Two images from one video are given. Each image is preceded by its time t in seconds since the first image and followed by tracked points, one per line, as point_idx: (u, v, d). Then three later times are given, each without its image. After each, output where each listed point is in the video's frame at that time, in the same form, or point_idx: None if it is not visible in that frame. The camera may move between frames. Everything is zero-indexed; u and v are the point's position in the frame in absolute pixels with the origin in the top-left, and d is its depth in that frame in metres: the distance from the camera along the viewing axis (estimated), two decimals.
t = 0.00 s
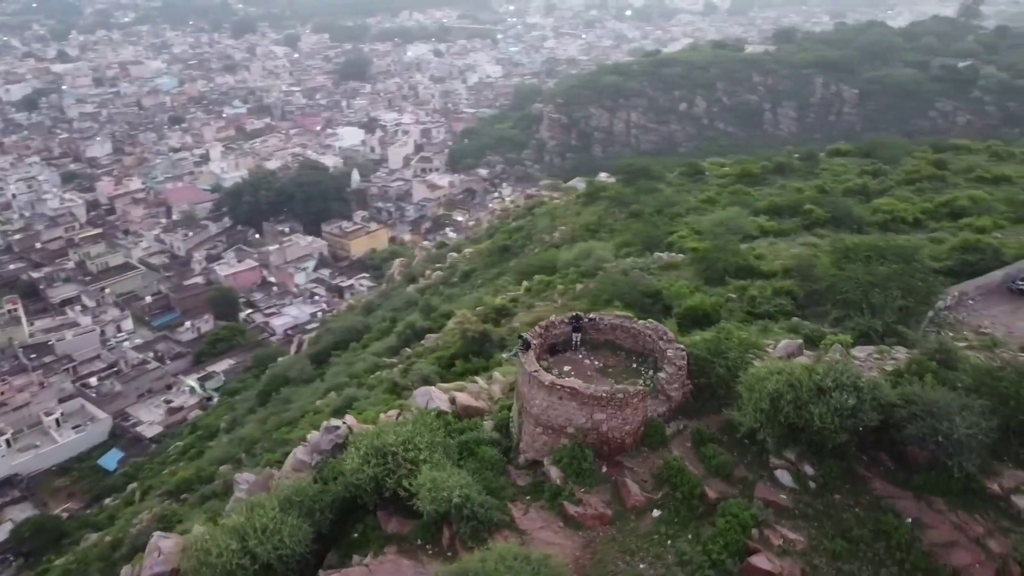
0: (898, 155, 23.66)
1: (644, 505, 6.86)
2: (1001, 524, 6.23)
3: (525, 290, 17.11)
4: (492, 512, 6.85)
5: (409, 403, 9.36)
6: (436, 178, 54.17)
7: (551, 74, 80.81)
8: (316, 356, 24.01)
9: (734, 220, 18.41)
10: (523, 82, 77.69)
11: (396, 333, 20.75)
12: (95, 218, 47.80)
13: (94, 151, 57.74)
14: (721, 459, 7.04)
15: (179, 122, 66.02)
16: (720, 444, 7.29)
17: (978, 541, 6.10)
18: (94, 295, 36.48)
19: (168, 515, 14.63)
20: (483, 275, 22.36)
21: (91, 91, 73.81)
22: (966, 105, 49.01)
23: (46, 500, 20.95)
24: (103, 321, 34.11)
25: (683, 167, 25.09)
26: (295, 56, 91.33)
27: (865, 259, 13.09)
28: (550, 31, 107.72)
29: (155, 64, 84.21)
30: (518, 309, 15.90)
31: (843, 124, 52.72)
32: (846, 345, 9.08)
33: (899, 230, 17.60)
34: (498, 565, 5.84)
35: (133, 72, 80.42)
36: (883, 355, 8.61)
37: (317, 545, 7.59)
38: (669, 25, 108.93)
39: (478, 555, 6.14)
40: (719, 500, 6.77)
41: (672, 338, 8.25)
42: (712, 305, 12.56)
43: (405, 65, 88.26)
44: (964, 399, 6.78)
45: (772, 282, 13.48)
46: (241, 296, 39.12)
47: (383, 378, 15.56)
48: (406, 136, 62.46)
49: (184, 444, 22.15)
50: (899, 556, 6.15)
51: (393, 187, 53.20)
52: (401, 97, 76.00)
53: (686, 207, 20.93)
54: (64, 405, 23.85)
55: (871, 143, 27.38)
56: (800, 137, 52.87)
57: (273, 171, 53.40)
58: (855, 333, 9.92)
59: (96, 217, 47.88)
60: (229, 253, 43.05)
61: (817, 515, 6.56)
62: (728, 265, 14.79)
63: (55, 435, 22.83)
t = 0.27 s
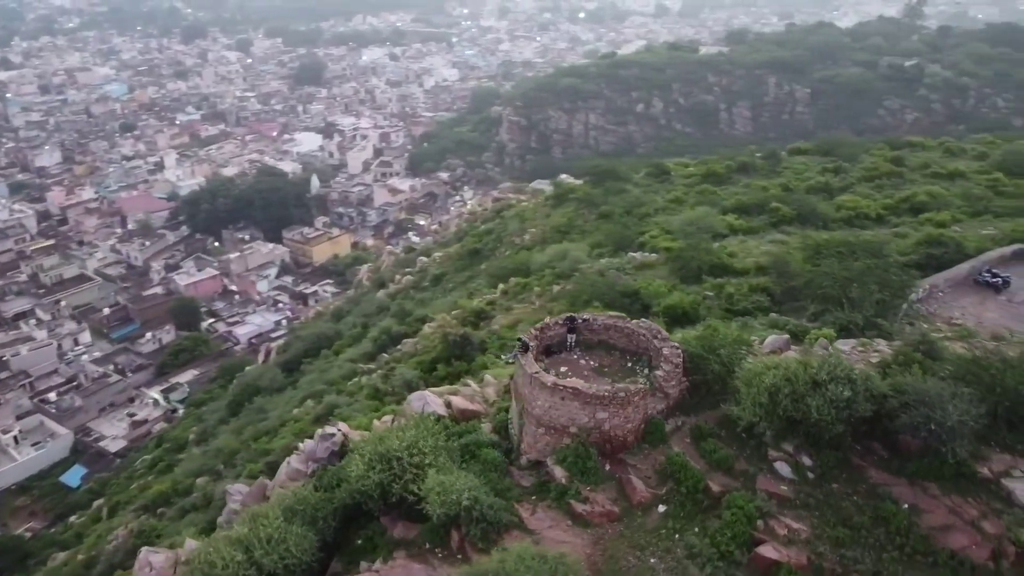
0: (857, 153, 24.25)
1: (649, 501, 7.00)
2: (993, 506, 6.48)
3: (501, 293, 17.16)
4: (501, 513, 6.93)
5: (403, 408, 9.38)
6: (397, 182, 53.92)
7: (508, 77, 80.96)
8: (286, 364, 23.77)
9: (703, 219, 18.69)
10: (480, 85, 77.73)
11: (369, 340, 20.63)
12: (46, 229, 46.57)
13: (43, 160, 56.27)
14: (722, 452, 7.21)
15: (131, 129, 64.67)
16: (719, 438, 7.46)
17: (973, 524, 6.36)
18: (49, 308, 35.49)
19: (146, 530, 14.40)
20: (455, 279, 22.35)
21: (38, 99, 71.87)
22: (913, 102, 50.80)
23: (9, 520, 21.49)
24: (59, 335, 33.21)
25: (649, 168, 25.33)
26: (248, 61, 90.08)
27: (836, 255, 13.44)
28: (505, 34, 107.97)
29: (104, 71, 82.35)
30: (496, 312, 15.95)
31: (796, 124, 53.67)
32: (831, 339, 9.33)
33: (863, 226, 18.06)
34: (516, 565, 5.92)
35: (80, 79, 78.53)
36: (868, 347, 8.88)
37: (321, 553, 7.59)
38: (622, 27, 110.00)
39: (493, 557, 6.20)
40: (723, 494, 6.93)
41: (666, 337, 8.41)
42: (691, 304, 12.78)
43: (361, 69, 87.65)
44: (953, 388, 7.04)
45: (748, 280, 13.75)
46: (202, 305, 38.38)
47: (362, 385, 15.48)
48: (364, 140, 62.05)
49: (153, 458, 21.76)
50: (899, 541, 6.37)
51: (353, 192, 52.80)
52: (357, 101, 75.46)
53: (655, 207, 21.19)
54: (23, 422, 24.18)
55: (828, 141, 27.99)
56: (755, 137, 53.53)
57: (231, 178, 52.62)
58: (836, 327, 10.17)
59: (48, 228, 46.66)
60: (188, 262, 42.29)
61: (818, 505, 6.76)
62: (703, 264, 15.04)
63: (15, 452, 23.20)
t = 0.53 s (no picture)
0: (817, 151, 24.78)
1: (654, 497, 7.13)
2: (984, 488, 6.76)
3: (478, 296, 17.18)
4: (510, 514, 7.00)
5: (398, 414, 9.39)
6: (357, 187, 53.54)
7: (465, 79, 80.90)
8: (256, 374, 23.50)
9: (674, 218, 18.92)
10: (437, 88, 77.55)
11: (344, 346, 20.51)
12: None
13: None
14: (723, 447, 7.38)
15: (81, 137, 63.17)
16: (718, 434, 7.62)
17: (964, 505, 6.63)
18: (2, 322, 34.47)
19: (124, 546, 14.17)
20: (427, 283, 22.33)
21: None
22: (863, 101, 52.25)
23: None
24: (14, 349, 32.28)
25: (616, 169, 25.53)
26: (200, 67, 88.61)
27: (811, 251, 13.78)
28: (460, 37, 107.89)
29: (50, 78, 80.29)
30: (476, 315, 15.99)
31: (752, 123, 54.42)
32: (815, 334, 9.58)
33: (829, 222, 18.50)
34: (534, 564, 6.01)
35: (25, 87, 76.45)
36: (850, 341, 9.15)
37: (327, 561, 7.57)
38: (576, 29, 110.75)
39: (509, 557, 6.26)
40: (725, 487, 7.10)
41: (660, 335, 8.56)
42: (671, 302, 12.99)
43: (316, 73, 86.83)
44: (942, 377, 7.31)
45: (725, 278, 14.02)
46: (162, 315, 37.56)
47: (344, 392, 15.41)
48: (323, 145, 61.48)
49: (122, 473, 21.34)
50: (898, 526, 6.60)
51: (313, 198, 52.28)
52: (314, 106, 74.72)
53: (625, 207, 21.40)
54: None
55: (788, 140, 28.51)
56: (712, 137, 54.10)
57: (187, 186, 51.71)
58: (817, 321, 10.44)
59: None
60: (146, 273, 41.46)
61: (819, 494, 6.96)
62: (679, 263, 15.28)
63: None
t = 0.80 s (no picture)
0: (779, 150, 25.25)
1: (658, 493, 7.27)
2: (974, 473, 7.03)
3: (455, 300, 17.18)
4: (519, 515, 7.07)
5: (393, 419, 9.39)
6: (317, 193, 53.00)
7: (421, 83, 80.59)
8: (226, 384, 23.17)
9: (645, 218, 19.12)
10: (394, 92, 77.13)
11: (317, 353, 20.33)
12: None
13: None
14: (722, 442, 7.55)
15: (28, 147, 61.51)
16: (716, 429, 7.79)
17: (957, 490, 6.89)
18: None
19: (102, 563, 13.90)
20: (399, 288, 22.27)
21: None
22: (815, 100, 53.41)
23: None
24: None
25: (583, 170, 25.66)
26: (150, 73, 86.86)
27: (784, 249, 14.08)
28: (415, 40, 107.46)
29: None
30: (454, 319, 16.00)
31: (708, 123, 55.10)
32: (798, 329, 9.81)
33: (796, 220, 18.90)
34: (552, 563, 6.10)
35: None
36: (835, 334, 9.40)
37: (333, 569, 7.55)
38: (530, 31, 111.09)
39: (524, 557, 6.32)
40: (727, 481, 7.27)
41: (653, 334, 8.71)
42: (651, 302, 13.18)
43: (270, 78, 85.72)
44: (929, 367, 7.58)
45: (701, 277, 14.26)
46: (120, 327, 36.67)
47: (324, 400, 15.32)
48: (280, 151, 60.73)
49: (89, 490, 20.87)
50: (896, 512, 6.82)
51: (272, 204, 51.62)
52: (269, 111, 73.75)
53: (595, 209, 21.57)
54: None
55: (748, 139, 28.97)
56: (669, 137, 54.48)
57: (142, 194, 50.67)
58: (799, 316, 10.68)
59: None
60: (103, 283, 40.56)
61: (818, 485, 7.16)
62: (654, 263, 15.49)
63: None
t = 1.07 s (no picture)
0: (741, 150, 25.71)
1: (663, 488, 7.39)
2: (965, 458, 7.29)
3: (432, 304, 17.16)
4: (527, 515, 7.15)
5: (388, 425, 9.40)
6: (276, 199, 52.37)
7: (377, 87, 80.10)
8: (194, 395, 22.81)
9: (616, 219, 19.29)
10: (350, 97, 76.54)
11: (290, 362, 20.14)
12: None
13: None
14: (721, 437, 7.71)
15: None
16: (714, 424, 7.95)
17: (949, 475, 7.14)
18: None
19: None
20: (370, 294, 22.18)
21: None
22: (769, 101, 54.43)
23: None
24: None
25: (550, 171, 25.76)
26: (97, 80, 84.90)
27: (759, 247, 14.38)
28: (369, 44, 106.74)
29: None
30: (433, 323, 16.00)
31: (664, 124, 55.75)
32: (782, 324, 10.04)
33: (763, 218, 19.27)
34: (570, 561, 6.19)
35: None
36: (817, 329, 9.65)
37: None
38: (485, 34, 111.14)
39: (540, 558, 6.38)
40: (728, 475, 7.44)
41: (647, 334, 8.85)
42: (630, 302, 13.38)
43: (222, 84, 84.43)
44: (917, 358, 7.83)
45: (678, 276, 14.49)
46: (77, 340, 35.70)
47: (304, 408, 15.20)
48: (236, 158, 59.86)
49: (54, 507, 20.40)
50: (893, 499, 7.05)
51: (230, 211, 50.85)
52: (223, 117, 72.61)
53: (565, 210, 21.71)
54: None
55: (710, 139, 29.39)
56: (627, 138, 54.85)
57: (95, 203, 49.54)
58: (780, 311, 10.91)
59: None
60: (58, 296, 39.62)
61: (816, 476, 7.36)
62: (630, 263, 15.68)
63: None
